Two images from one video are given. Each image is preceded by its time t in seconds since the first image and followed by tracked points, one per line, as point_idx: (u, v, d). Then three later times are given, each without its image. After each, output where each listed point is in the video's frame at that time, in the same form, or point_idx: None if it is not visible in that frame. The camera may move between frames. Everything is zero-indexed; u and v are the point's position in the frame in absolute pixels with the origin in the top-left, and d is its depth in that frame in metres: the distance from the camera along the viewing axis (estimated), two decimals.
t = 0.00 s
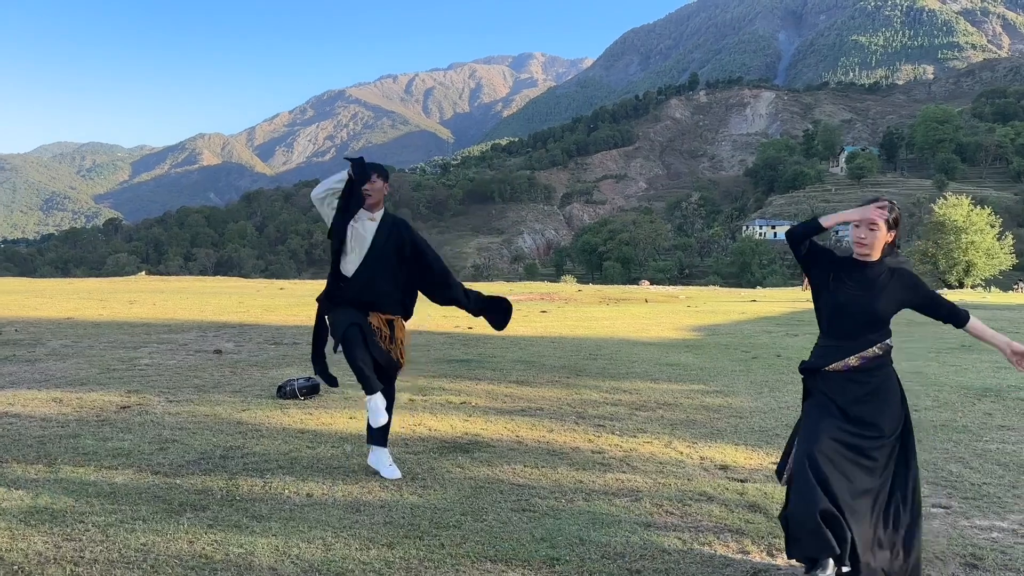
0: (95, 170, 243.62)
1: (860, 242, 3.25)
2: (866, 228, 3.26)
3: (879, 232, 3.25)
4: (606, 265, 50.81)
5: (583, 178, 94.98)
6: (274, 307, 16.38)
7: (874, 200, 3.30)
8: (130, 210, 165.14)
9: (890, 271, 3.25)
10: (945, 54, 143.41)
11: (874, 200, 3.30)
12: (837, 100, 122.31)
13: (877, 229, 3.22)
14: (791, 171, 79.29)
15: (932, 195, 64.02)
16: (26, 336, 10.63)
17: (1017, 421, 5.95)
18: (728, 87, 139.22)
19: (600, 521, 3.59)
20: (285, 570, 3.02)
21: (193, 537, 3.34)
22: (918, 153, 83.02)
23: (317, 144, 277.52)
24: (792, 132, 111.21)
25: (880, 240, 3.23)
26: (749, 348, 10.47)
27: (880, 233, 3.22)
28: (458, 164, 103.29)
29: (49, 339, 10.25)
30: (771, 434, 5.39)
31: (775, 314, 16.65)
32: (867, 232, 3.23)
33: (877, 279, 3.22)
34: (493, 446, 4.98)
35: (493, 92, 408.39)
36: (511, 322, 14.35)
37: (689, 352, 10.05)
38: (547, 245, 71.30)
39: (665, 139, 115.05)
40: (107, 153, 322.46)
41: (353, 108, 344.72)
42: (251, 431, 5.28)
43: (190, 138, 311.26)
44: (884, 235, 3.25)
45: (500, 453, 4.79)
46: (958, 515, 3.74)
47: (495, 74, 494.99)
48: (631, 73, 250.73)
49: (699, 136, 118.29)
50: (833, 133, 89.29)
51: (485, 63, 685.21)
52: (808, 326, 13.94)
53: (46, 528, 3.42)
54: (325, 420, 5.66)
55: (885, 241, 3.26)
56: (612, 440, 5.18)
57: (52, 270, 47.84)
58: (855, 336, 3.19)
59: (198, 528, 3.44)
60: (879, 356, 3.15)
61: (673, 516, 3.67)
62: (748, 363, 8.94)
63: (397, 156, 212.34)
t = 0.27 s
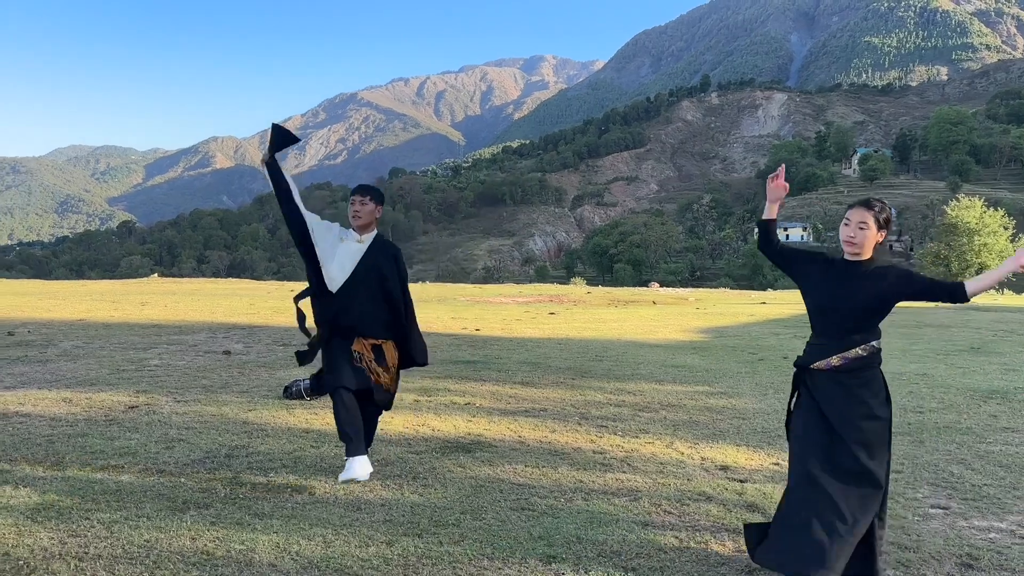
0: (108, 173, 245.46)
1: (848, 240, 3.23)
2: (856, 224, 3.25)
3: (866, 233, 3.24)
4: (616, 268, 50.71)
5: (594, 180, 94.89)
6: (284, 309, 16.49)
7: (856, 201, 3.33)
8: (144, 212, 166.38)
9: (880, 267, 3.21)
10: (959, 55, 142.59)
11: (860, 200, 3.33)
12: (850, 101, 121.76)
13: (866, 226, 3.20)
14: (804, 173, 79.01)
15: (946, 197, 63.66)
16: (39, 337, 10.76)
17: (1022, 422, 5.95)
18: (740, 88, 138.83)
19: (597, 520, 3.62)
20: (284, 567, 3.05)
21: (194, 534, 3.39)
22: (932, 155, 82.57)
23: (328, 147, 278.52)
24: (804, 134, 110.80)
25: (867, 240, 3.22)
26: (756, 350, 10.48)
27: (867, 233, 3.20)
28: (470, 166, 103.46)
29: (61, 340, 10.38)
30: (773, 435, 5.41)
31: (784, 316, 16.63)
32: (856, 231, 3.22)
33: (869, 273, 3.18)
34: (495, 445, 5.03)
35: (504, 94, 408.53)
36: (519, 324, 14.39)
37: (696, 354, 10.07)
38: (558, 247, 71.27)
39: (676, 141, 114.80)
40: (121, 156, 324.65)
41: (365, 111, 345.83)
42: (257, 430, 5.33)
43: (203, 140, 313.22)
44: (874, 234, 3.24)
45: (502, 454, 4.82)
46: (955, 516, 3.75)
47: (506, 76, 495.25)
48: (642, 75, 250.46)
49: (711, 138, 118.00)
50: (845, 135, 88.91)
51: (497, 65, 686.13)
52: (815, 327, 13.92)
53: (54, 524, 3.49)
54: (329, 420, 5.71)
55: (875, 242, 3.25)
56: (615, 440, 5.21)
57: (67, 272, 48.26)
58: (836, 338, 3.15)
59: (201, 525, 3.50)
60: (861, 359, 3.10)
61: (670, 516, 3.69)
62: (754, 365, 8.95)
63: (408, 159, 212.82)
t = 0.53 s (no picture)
0: (124, 177, 247.47)
1: (839, 236, 3.25)
2: (847, 222, 3.27)
3: (858, 230, 3.25)
4: (629, 271, 50.55)
5: (606, 183, 94.70)
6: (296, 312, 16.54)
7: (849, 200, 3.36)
8: (158, 216, 167.51)
9: (871, 264, 3.21)
10: (974, 57, 141.43)
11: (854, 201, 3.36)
12: (865, 104, 121.02)
13: (855, 225, 3.23)
14: (818, 176, 78.56)
15: (961, 200, 63.14)
16: (54, 340, 10.86)
17: None
18: (754, 91, 138.23)
19: (603, 523, 3.64)
20: (292, 568, 3.09)
21: (206, 534, 3.43)
22: (947, 158, 81.94)
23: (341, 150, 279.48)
24: (819, 137, 110.19)
25: (859, 238, 3.22)
26: (769, 354, 10.44)
27: (859, 230, 3.21)
28: (482, 169, 103.47)
29: (75, 343, 10.47)
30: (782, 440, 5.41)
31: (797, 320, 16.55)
32: (848, 227, 3.24)
33: (859, 267, 3.17)
34: (504, 448, 5.05)
35: (517, 97, 408.47)
36: (530, 327, 14.39)
37: (707, 357, 10.04)
38: (570, 250, 71.17)
39: (689, 143, 114.38)
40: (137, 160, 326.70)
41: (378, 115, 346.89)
42: (269, 432, 5.37)
43: (217, 144, 315.12)
44: (866, 233, 3.25)
45: (511, 456, 4.84)
46: (963, 519, 3.75)
47: (519, 79, 495.23)
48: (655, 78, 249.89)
49: (724, 141, 117.54)
50: (860, 138, 88.38)
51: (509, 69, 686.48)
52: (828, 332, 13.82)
53: (66, 525, 3.53)
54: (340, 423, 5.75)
55: (867, 241, 3.25)
56: (623, 443, 5.23)
57: (82, 275, 48.65)
58: (822, 338, 3.18)
59: (211, 526, 3.55)
60: (845, 357, 3.14)
61: (677, 519, 3.71)
62: (766, 369, 8.91)
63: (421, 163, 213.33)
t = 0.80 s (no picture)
0: (143, 182, 250.00)
1: (828, 247, 3.27)
2: (838, 232, 3.31)
3: (847, 240, 3.29)
4: (645, 274, 50.47)
5: (622, 186, 94.52)
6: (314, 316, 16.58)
7: (837, 210, 3.40)
8: (178, 220, 168.92)
9: (859, 273, 3.24)
10: (994, 59, 140.26)
11: (842, 210, 3.40)
12: (882, 106, 120.15)
13: (847, 234, 3.25)
14: (836, 178, 78.05)
15: (981, 202, 62.56)
16: (75, 342, 11.01)
17: None
18: (770, 94, 137.55)
19: (618, 523, 3.67)
20: (311, 566, 3.14)
21: (228, 534, 3.49)
22: (966, 160, 81.22)
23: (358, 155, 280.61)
24: (836, 139, 109.50)
25: (848, 248, 3.24)
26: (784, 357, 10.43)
27: (848, 240, 3.25)
28: (497, 173, 103.59)
29: (96, 346, 10.60)
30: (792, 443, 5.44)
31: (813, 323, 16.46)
32: (837, 238, 3.28)
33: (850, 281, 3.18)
34: (520, 450, 5.08)
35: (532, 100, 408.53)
36: (544, 331, 14.42)
37: (722, 361, 10.05)
38: (586, 254, 71.05)
39: (706, 146, 113.96)
40: (155, 165, 329.58)
41: (394, 119, 348.15)
42: (287, 434, 5.43)
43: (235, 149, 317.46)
44: (855, 243, 3.28)
45: (525, 459, 4.86)
46: (979, 523, 3.74)
47: (534, 82, 495.28)
48: (671, 82, 249.31)
49: (741, 143, 117.04)
50: (878, 140, 87.75)
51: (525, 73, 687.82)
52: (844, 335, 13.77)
53: (87, 524, 3.60)
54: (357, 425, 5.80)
55: (856, 250, 3.28)
56: (636, 446, 5.26)
57: (102, 279, 49.15)
58: (808, 346, 3.21)
59: (231, 525, 3.60)
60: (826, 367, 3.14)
61: (692, 521, 3.72)
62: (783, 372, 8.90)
63: (436, 166, 213.78)
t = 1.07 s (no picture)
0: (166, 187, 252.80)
1: (842, 241, 3.25)
2: (850, 226, 3.29)
3: (861, 234, 3.26)
4: (664, 277, 50.32)
5: (641, 189, 94.24)
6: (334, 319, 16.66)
7: (849, 205, 3.38)
8: (199, 224, 170.49)
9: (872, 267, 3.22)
10: (1018, 59, 138.52)
11: (854, 203, 3.38)
12: (904, 108, 119.06)
13: (859, 229, 3.24)
14: (856, 180, 77.40)
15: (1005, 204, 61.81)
16: (100, 345, 11.17)
17: None
18: (790, 96, 136.66)
19: (635, 523, 3.71)
20: (335, 563, 3.20)
21: (253, 531, 3.56)
22: (990, 162, 80.28)
23: (376, 159, 281.88)
24: (857, 141, 108.62)
25: (861, 241, 3.23)
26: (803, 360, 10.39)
27: (862, 234, 3.23)
28: (516, 177, 103.69)
29: (121, 348, 10.77)
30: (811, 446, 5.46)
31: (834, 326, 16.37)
32: (851, 233, 3.25)
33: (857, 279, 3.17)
34: (540, 451, 5.12)
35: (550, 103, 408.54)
36: (562, 334, 14.45)
37: (742, 364, 10.05)
38: (604, 257, 70.92)
39: (725, 149, 113.40)
40: (177, 169, 332.77)
41: (412, 123, 349.37)
42: (310, 434, 5.51)
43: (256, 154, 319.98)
44: (868, 237, 3.27)
45: (545, 459, 4.90)
46: (1000, 525, 3.74)
47: (553, 85, 495.19)
48: (690, 84, 248.38)
49: (761, 146, 116.35)
50: (899, 142, 86.93)
51: (543, 76, 687.88)
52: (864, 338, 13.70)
53: (116, 522, 3.69)
54: (379, 425, 5.87)
55: (869, 244, 3.27)
56: (655, 448, 5.28)
57: (125, 282, 49.75)
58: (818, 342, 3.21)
59: (256, 523, 3.67)
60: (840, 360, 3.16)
61: (711, 523, 3.73)
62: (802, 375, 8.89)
63: (455, 170, 214.31)
